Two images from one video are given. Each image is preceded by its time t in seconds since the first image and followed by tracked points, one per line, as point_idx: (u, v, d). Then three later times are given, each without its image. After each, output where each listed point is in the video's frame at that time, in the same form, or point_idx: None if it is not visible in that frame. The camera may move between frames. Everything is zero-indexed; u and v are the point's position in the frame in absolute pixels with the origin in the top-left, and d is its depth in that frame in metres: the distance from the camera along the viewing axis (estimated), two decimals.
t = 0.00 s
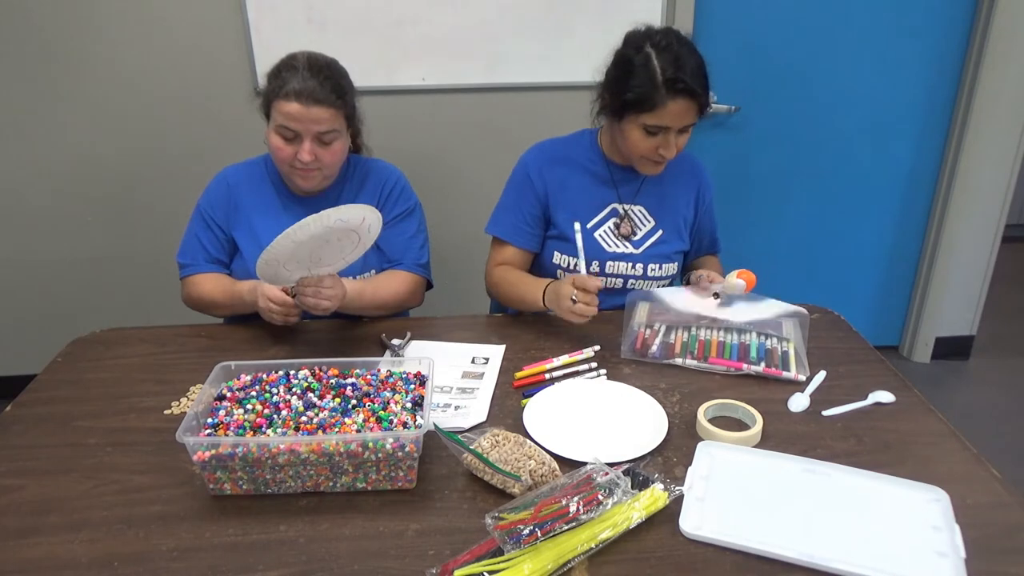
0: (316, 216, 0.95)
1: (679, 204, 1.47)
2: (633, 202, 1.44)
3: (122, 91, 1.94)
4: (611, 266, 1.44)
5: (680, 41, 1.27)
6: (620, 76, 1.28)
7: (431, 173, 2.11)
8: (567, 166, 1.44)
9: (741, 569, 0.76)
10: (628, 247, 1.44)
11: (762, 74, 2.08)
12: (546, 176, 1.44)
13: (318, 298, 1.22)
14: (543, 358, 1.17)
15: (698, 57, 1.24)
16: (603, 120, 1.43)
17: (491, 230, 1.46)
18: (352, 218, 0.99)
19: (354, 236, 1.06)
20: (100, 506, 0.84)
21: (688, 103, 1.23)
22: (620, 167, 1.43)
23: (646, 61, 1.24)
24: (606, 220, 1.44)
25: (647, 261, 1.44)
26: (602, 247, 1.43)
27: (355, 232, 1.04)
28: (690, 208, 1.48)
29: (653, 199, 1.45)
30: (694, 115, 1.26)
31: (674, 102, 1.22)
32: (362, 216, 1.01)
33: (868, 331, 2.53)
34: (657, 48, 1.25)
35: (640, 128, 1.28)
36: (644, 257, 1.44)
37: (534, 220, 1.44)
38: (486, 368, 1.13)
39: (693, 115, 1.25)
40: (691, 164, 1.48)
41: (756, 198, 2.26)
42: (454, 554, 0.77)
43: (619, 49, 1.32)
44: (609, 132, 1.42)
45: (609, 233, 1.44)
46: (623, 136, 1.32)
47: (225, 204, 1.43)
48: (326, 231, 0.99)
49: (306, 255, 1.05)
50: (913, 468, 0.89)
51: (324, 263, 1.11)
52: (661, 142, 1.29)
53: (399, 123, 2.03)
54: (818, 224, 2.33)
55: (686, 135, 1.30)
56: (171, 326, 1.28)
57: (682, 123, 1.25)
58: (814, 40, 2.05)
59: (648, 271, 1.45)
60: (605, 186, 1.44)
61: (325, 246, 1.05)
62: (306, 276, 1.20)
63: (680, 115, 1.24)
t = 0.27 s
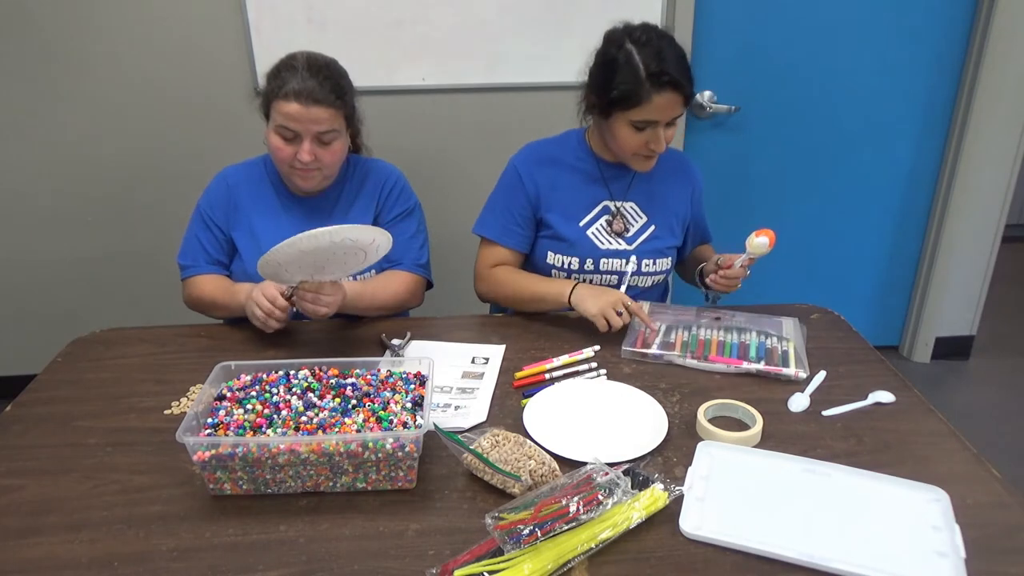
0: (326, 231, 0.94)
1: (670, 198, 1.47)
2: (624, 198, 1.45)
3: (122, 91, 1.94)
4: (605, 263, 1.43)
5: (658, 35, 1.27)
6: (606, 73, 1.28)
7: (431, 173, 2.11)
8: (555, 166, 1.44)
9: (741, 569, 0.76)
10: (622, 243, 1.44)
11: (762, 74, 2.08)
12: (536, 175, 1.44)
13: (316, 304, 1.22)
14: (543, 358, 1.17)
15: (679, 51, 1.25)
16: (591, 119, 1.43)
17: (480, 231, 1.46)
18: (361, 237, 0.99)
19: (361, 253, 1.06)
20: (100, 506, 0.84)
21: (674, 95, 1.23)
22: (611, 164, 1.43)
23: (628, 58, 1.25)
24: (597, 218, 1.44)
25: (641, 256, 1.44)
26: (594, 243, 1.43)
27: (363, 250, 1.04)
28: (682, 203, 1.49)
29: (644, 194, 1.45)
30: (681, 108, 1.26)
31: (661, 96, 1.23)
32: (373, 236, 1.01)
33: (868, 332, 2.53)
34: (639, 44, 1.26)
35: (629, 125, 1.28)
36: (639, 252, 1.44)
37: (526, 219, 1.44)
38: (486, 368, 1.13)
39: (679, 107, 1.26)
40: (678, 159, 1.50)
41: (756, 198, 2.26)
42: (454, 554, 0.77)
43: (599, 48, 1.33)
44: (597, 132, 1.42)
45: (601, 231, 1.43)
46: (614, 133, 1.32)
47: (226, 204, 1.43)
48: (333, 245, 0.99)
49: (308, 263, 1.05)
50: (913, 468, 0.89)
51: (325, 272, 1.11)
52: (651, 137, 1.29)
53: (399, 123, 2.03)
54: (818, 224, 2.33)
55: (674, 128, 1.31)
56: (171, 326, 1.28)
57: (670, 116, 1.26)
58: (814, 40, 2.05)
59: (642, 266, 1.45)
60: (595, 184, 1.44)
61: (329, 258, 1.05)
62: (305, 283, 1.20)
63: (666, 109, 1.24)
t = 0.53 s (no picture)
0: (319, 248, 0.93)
1: (664, 195, 1.48)
2: (618, 196, 1.45)
3: (122, 91, 1.94)
4: (602, 261, 1.43)
5: (645, 29, 1.28)
6: (595, 68, 1.29)
7: (431, 172, 2.11)
8: (549, 165, 1.44)
9: (741, 570, 0.76)
10: (617, 241, 1.44)
11: (762, 74, 2.08)
12: (531, 175, 1.43)
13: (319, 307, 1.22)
14: (543, 357, 1.17)
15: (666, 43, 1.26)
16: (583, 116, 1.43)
17: (474, 233, 1.46)
18: (355, 249, 0.97)
19: (357, 263, 1.04)
20: (100, 506, 0.84)
21: (664, 87, 1.24)
22: (605, 163, 1.43)
23: (617, 52, 1.25)
24: (592, 217, 1.44)
25: (637, 254, 1.45)
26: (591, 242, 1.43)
27: (358, 261, 1.03)
28: (676, 199, 1.49)
29: (638, 191, 1.46)
30: (670, 99, 1.26)
31: (649, 87, 1.23)
32: (367, 246, 0.99)
33: (868, 332, 2.53)
34: (627, 38, 1.26)
35: (619, 118, 1.28)
36: (634, 250, 1.45)
37: (522, 220, 1.44)
38: (486, 368, 1.13)
39: (669, 98, 1.26)
40: (670, 154, 1.50)
41: (756, 197, 2.26)
42: (454, 554, 0.77)
43: (588, 46, 1.33)
44: (588, 129, 1.42)
45: (596, 229, 1.43)
46: (604, 129, 1.32)
47: (226, 204, 1.43)
48: (328, 260, 0.97)
49: (306, 277, 1.04)
50: (913, 468, 0.89)
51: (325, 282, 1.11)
52: (642, 130, 1.29)
53: (399, 123, 2.03)
54: (818, 224, 2.33)
55: (665, 121, 1.30)
56: (172, 326, 1.28)
57: (661, 109, 1.26)
58: (813, 40, 2.05)
59: (638, 264, 1.45)
60: (589, 182, 1.44)
61: (326, 271, 1.04)
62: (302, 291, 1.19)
63: (655, 100, 1.24)
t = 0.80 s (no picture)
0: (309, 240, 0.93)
1: (662, 192, 1.48)
2: (615, 195, 1.45)
3: (123, 91, 1.94)
4: (600, 261, 1.43)
5: (633, 25, 1.27)
6: (585, 67, 1.29)
7: (431, 173, 2.11)
8: (547, 165, 1.44)
9: (741, 569, 0.76)
10: (615, 241, 1.44)
11: (762, 74, 2.08)
12: (528, 176, 1.43)
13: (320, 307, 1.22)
14: (543, 358, 1.17)
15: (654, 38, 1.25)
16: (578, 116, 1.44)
17: (478, 238, 1.44)
18: (347, 240, 0.98)
19: (354, 254, 1.05)
20: (100, 506, 0.84)
21: (653, 81, 1.23)
22: (601, 162, 1.44)
23: (605, 49, 1.25)
24: (590, 216, 1.44)
25: (635, 253, 1.45)
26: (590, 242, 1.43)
27: (355, 252, 1.04)
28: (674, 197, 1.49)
29: (635, 190, 1.46)
30: (662, 94, 1.26)
31: (638, 82, 1.23)
32: (360, 237, 0.99)
33: (868, 332, 2.53)
34: (615, 35, 1.26)
35: (611, 115, 1.28)
36: (632, 250, 1.44)
37: (521, 221, 1.43)
38: (486, 368, 1.13)
39: (660, 93, 1.25)
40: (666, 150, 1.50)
41: (756, 197, 2.26)
42: (454, 554, 0.77)
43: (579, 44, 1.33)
44: (584, 129, 1.42)
45: (594, 229, 1.43)
46: (598, 127, 1.32)
47: (225, 205, 1.43)
48: (323, 253, 0.98)
49: (305, 271, 1.05)
50: (913, 468, 0.89)
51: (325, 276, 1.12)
52: (635, 126, 1.28)
53: (399, 123, 2.03)
54: (817, 224, 2.33)
55: (658, 116, 1.30)
56: (171, 326, 1.28)
57: (651, 104, 1.26)
58: (813, 40, 2.05)
59: (636, 263, 1.45)
60: (587, 182, 1.44)
61: (324, 264, 1.05)
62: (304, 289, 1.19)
63: (646, 96, 1.24)
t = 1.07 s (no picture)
0: (295, 208, 0.97)
1: (659, 189, 1.48)
2: (613, 195, 1.45)
3: (123, 91, 1.94)
4: (600, 260, 1.43)
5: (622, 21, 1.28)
6: (577, 65, 1.29)
7: (431, 173, 2.11)
8: (546, 165, 1.44)
9: (741, 569, 0.76)
10: (614, 240, 1.44)
11: (762, 73, 2.08)
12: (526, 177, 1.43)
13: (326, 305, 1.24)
14: (543, 358, 1.17)
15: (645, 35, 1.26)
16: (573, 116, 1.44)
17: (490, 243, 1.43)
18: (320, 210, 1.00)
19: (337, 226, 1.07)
20: (100, 506, 0.84)
21: (643, 76, 1.24)
22: (597, 163, 1.44)
23: (596, 46, 1.25)
24: (589, 216, 1.44)
25: (635, 252, 1.44)
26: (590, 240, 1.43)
27: (337, 223, 1.06)
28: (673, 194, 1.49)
29: (633, 188, 1.46)
30: (653, 89, 1.26)
31: (629, 77, 1.23)
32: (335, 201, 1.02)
33: (868, 332, 2.53)
34: (605, 32, 1.26)
35: (604, 112, 1.28)
36: (632, 249, 1.44)
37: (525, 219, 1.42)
38: (486, 368, 1.13)
39: (652, 88, 1.26)
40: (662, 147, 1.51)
41: (756, 197, 2.26)
42: (454, 554, 0.77)
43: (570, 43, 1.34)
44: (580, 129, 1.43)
45: (593, 229, 1.43)
46: (591, 125, 1.32)
47: (225, 205, 1.43)
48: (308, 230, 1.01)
49: (297, 257, 1.06)
50: (913, 468, 0.89)
51: (317, 261, 1.12)
52: (628, 123, 1.28)
53: (399, 123, 2.03)
54: (817, 225, 2.33)
55: (651, 113, 1.30)
56: (171, 326, 1.28)
57: (642, 100, 1.26)
58: (813, 39, 2.05)
59: (636, 262, 1.45)
60: (586, 181, 1.44)
61: (314, 244, 1.07)
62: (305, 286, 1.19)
63: (637, 90, 1.24)
